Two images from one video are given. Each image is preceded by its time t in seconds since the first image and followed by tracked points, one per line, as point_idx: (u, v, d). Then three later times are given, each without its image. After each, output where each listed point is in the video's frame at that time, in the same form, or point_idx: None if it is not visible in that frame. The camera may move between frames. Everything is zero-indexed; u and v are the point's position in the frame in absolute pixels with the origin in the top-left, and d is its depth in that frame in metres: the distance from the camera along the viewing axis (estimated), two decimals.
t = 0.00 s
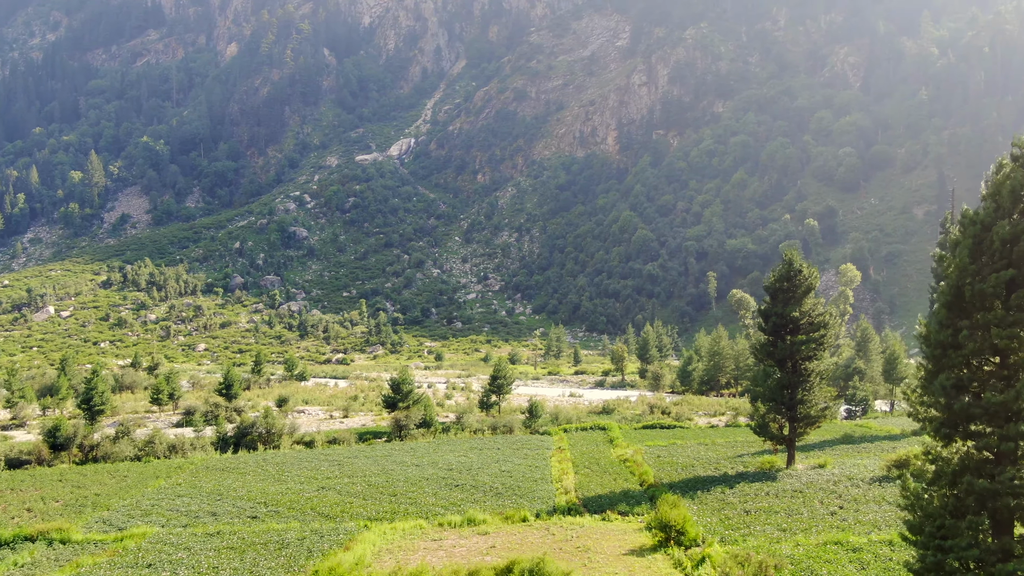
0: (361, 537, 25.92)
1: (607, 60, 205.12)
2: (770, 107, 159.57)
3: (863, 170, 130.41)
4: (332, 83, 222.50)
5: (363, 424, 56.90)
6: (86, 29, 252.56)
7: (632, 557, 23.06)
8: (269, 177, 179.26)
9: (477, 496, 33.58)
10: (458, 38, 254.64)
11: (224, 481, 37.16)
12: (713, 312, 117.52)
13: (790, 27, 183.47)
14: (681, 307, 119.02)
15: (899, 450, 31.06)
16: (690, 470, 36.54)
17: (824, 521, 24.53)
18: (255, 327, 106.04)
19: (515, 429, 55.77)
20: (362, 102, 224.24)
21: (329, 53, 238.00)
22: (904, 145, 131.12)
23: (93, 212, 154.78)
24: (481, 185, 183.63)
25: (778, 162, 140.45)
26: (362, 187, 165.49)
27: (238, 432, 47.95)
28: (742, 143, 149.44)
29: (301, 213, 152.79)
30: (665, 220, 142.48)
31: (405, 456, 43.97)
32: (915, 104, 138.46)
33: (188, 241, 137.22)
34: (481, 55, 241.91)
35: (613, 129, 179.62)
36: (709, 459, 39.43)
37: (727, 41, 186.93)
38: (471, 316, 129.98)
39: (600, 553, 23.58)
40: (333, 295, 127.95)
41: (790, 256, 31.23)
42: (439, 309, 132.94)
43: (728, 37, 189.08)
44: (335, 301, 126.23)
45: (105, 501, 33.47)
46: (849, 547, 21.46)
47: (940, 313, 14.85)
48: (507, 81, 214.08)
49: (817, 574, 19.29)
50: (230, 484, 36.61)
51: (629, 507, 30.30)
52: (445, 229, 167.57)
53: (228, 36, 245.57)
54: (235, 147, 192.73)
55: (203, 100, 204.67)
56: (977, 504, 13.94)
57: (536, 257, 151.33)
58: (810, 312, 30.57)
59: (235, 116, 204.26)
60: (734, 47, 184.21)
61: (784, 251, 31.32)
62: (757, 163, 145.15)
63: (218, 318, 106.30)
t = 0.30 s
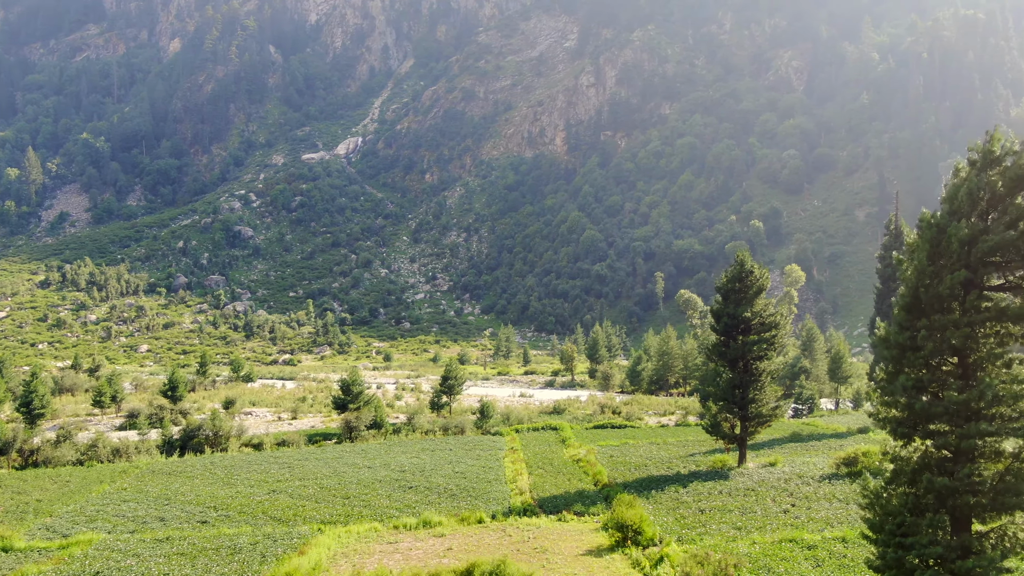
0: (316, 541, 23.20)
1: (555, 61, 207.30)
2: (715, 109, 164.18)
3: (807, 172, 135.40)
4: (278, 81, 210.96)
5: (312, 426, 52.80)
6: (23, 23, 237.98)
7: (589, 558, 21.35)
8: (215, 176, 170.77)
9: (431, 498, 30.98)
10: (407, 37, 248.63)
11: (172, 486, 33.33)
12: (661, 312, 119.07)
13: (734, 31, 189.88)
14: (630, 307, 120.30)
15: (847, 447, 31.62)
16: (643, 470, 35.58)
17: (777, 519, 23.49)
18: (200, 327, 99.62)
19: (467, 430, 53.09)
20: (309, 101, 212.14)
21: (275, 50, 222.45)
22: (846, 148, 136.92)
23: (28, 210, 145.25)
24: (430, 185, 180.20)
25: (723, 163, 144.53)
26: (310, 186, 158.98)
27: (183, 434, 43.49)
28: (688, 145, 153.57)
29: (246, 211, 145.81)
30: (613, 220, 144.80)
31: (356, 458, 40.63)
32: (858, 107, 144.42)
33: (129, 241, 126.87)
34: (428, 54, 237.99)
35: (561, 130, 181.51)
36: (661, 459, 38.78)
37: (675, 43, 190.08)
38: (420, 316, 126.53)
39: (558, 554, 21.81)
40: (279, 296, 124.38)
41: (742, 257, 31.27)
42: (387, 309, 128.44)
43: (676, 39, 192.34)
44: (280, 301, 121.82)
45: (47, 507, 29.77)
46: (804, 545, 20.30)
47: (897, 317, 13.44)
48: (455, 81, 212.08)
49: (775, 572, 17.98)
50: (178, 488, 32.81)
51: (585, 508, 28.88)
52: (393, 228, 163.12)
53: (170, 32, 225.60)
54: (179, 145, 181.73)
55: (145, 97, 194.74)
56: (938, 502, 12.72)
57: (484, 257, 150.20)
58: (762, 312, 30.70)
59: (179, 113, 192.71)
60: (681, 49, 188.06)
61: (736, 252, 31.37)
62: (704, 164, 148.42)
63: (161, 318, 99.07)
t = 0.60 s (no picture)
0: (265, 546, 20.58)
1: (497, 61, 207.88)
2: (654, 111, 169.04)
3: (744, 173, 137.97)
4: (215, 78, 201.50)
5: (254, 428, 48.12)
6: None
7: (543, 559, 19.50)
8: (149, 172, 156.27)
9: (380, 501, 28.12)
10: (347, 35, 243.36)
11: (113, 492, 29.41)
12: (602, 312, 120.08)
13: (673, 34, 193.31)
14: (571, 307, 121.26)
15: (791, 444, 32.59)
16: (592, 470, 33.69)
17: (728, 517, 22.30)
18: (135, 328, 91.79)
19: (412, 431, 50.09)
20: (247, 98, 202.20)
21: (212, 46, 215.70)
22: (783, 150, 139.13)
23: None
24: (370, 184, 171.33)
25: (662, 165, 148.08)
26: (248, 184, 148.68)
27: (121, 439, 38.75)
28: (630, 146, 156.69)
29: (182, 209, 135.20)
30: (554, 221, 146.49)
31: (301, 460, 36.88)
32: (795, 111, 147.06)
33: (59, 241, 119.35)
34: (369, 53, 233.96)
35: (503, 131, 180.56)
36: (608, 459, 37.29)
37: (615, 45, 195.54)
38: (361, 317, 121.31)
39: (512, 555, 19.85)
40: (216, 296, 113.99)
41: (689, 259, 31.38)
42: (328, 309, 122.02)
43: (616, 42, 197.80)
44: (218, 302, 111.87)
45: None
46: (755, 542, 19.06)
47: (852, 319, 12.30)
48: (396, 80, 207.21)
49: (728, 572, 16.57)
50: (118, 494, 28.90)
51: (536, 509, 26.47)
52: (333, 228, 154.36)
53: (103, 25, 220.95)
54: (114, 142, 172.22)
55: (75, 91, 186.37)
56: (892, 499, 11.49)
57: (426, 257, 145.75)
58: (708, 313, 30.87)
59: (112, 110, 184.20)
60: (621, 51, 192.86)
61: (683, 253, 31.46)
62: (644, 166, 152.51)
63: (94, 320, 91.32)
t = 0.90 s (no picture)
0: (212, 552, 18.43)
1: (440, 61, 205.65)
2: (597, 112, 172.56)
3: (687, 176, 142.64)
4: (151, 74, 188.76)
5: (196, 431, 43.77)
6: None
7: (499, 561, 18.15)
8: (85, 170, 144.91)
9: (329, 504, 25.76)
10: (288, 32, 232.78)
11: (51, 498, 26.12)
12: (547, 312, 118.00)
13: (616, 36, 198.11)
14: (516, 307, 117.68)
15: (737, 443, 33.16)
16: (541, 470, 32.15)
17: (680, 516, 21.65)
18: (69, 330, 84.64)
19: (359, 433, 46.77)
20: (185, 95, 190.21)
21: (150, 42, 205.18)
22: (724, 153, 144.25)
23: None
24: (312, 184, 165.40)
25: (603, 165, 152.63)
26: (187, 183, 139.77)
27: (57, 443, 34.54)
28: (575, 147, 159.09)
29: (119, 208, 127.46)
30: (499, 221, 145.94)
31: (246, 464, 33.67)
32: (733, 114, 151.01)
33: None
34: (310, 52, 223.72)
35: (446, 130, 178.25)
36: (557, 459, 35.96)
37: (559, 46, 198.23)
38: (304, 317, 114.36)
39: (467, 559, 18.33)
40: (155, 295, 109.21)
41: (639, 260, 31.12)
42: (270, 309, 115.71)
43: (560, 43, 200.61)
44: (156, 302, 106.81)
45: None
46: (708, 541, 18.31)
47: (809, 320, 11.90)
48: (338, 78, 199.89)
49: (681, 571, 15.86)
50: (57, 501, 25.68)
51: (488, 510, 24.80)
52: (275, 227, 149.20)
53: (36, 19, 209.11)
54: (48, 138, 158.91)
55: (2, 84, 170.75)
56: (850, 498, 10.84)
57: (370, 257, 142.04)
58: (657, 313, 30.67)
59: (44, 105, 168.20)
60: (564, 52, 195.59)
61: (632, 254, 31.08)
62: (588, 167, 155.54)
63: (24, 321, 84.57)
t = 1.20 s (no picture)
0: (167, 558, 16.67)
1: (389, 61, 202.23)
2: (546, 114, 174.30)
3: (635, 177, 145.48)
4: (92, 71, 181.05)
5: (142, 435, 40.17)
6: None
7: (459, 563, 17.22)
8: (19, 168, 140.48)
9: (283, 508, 23.92)
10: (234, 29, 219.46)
11: None
12: (498, 312, 119.37)
13: (564, 37, 200.38)
14: (465, 308, 119.33)
15: (688, 443, 33.54)
16: (496, 471, 31.17)
17: (638, 516, 21.31)
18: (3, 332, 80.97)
19: (309, 435, 43.85)
20: (127, 92, 182.80)
21: (91, 36, 192.75)
22: (671, 155, 146.70)
23: None
24: (258, 183, 158.70)
25: (553, 166, 153.74)
26: (128, 181, 135.76)
27: None
28: (524, 147, 159.84)
29: (58, 207, 123.53)
30: (448, 221, 143.38)
31: (195, 468, 31.07)
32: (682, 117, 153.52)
33: None
34: (257, 49, 211.43)
35: (395, 130, 173.66)
36: (511, 460, 34.80)
37: (508, 47, 198.83)
38: (250, 317, 109.97)
39: (426, 562, 17.26)
40: (95, 296, 105.35)
41: (593, 260, 30.79)
42: (216, 310, 110.94)
43: (509, 43, 201.40)
44: (97, 302, 103.50)
45: None
46: (668, 540, 17.96)
47: (773, 320, 11.75)
48: (285, 76, 192.88)
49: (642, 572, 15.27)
50: None
51: (445, 511, 23.59)
52: (220, 226, 142.56)
53: None
54: None
55: None
56: (813, 497, 10.67)
57: (317, 257, 135.20)
58: (612, 314, 30.49)
59: None
60: (513, 53, 196.41)
61: (587, 254, 30.81)
62: (537, 167, 156.78)
63: None
